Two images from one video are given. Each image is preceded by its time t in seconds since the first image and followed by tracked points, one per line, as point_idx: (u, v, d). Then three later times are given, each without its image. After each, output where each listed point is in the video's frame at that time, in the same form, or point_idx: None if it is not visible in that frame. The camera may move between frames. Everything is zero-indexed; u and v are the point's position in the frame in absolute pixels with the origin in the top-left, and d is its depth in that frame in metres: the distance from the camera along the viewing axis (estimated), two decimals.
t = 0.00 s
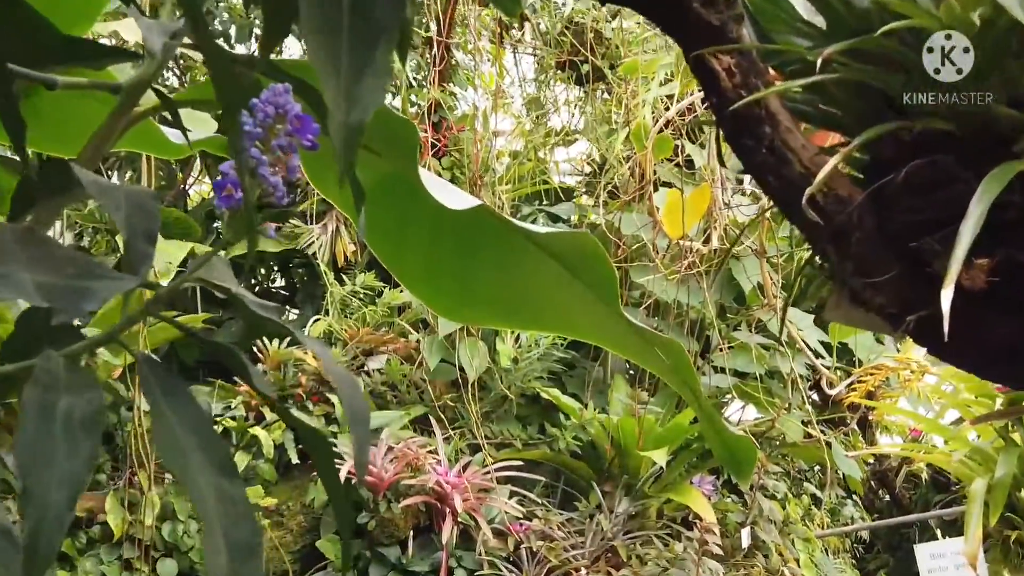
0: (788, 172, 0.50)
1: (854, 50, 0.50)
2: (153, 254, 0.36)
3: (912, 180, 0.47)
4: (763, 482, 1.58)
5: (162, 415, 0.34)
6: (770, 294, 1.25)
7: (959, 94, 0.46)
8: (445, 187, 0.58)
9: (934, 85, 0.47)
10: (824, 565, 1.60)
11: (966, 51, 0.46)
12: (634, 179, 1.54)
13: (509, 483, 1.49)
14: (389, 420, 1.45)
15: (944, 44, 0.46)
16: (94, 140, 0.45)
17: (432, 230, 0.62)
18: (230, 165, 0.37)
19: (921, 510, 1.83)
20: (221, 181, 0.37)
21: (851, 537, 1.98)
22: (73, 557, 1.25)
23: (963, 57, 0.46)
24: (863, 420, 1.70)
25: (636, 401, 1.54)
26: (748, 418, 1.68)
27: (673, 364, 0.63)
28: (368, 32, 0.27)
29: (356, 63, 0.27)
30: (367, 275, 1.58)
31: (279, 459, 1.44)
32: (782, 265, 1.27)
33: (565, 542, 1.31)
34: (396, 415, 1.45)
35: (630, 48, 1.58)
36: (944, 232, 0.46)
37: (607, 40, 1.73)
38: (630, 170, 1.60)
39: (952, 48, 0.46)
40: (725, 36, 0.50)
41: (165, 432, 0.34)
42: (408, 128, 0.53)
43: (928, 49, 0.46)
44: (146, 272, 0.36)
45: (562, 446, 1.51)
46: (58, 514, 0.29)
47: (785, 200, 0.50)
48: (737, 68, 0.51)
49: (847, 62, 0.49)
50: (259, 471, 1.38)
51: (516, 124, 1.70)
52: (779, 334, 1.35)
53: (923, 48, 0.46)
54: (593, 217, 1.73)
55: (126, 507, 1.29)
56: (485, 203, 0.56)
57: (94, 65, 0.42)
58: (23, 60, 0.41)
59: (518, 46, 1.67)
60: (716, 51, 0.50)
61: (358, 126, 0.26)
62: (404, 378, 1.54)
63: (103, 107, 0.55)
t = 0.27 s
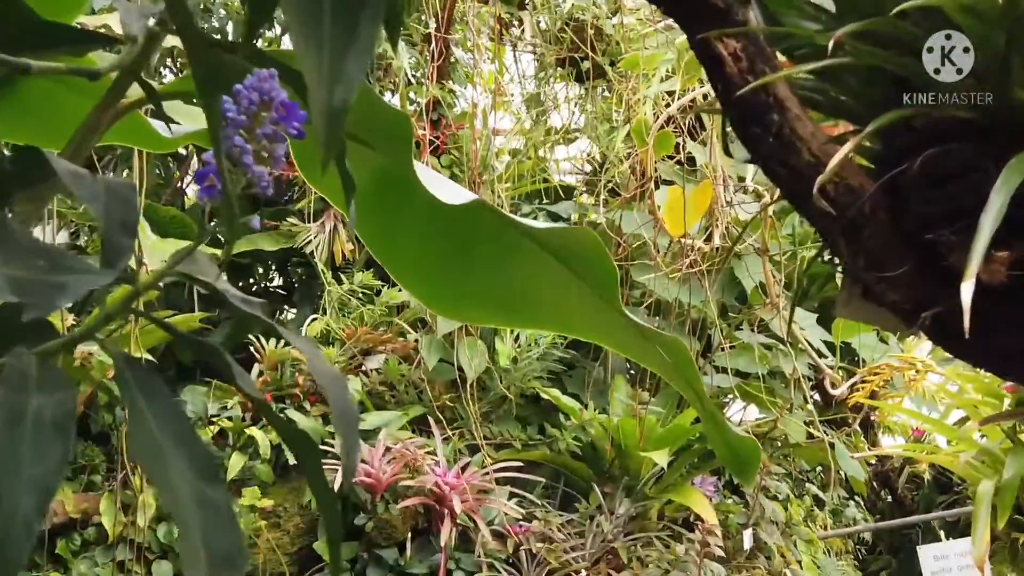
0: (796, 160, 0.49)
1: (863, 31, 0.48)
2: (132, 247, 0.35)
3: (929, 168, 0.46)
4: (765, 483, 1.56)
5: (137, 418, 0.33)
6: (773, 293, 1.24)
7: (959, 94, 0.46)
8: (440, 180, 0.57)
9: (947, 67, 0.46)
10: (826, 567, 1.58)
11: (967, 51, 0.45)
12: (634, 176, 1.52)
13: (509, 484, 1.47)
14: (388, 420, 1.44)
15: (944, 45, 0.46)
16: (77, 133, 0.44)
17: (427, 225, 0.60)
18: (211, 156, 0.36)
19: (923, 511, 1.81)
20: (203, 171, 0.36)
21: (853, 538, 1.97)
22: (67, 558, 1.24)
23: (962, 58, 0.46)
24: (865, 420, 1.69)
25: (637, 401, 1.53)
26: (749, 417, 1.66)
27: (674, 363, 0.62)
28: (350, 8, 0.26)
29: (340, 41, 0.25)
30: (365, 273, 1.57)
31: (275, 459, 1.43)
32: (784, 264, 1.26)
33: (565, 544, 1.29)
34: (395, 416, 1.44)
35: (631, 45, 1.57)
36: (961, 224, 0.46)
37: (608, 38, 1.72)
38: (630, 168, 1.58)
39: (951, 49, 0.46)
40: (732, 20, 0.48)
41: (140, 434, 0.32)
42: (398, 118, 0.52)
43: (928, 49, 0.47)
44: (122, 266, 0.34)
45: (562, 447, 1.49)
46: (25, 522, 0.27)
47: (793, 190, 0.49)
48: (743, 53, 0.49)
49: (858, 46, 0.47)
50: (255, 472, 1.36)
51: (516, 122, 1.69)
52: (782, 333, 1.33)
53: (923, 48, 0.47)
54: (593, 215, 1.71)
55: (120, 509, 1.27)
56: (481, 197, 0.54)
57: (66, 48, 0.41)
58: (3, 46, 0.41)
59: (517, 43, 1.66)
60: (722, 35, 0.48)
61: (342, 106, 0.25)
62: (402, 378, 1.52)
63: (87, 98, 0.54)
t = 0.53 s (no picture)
0: (808, 152, 0.47)
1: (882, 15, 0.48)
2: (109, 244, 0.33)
3: (947, 161, 0.46)
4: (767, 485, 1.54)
5: (116, 424, 0.32)
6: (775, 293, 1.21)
7: (959, 95, 0.46)
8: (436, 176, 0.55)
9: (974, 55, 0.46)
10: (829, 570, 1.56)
11: (966, 51, 0.46)
12: (635, 175, 1.50)
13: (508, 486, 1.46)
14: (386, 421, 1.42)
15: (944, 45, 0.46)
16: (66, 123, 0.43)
17: (423, 221, 0.59)
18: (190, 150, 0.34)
19: (926, 513, 1.79)
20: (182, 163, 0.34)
21: (855, 541, 1.94)
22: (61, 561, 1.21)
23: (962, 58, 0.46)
24: (868, 421, 1.67)
25: (638, 403, 1.51)
26: (751, 418, 1.65)
27: (676, 363, 0.60)
28: None
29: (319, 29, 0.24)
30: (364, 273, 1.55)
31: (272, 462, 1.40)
32: (787, 263, 1.24)
33: (565, 547, 1.28)
34: (393, 417, 1.42)
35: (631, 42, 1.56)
36: (980, 219, 0.45)
37: (607, 35, 1.70)
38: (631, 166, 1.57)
39: (952, 49, 0.46)
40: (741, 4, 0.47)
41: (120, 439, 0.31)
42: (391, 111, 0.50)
43: (928, 49, 0.47)
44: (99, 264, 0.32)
45: (562, 450, 1.46)
46: None
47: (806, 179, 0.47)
48: (752, 38, 0.48)
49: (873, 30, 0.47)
50: (252, 473, 1.34)
51: (515, 120, 1.67)
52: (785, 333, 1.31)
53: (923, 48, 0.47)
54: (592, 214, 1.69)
55: (115, 510, 1.24)
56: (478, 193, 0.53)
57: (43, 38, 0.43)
58: None
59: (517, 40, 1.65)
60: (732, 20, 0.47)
61: (324, 89, 0.23)
62: (400, 379, 1.50)
63: (74, 93, 0.54)
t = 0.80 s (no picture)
0: (821, 146, 0.46)
1: None
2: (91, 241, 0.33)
3: (968, 155, 0.45)
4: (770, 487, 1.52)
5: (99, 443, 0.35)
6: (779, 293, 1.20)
7: (960, 95, 0.46)
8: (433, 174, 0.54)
9: (994, 45, 0.45)
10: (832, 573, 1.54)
11: (966, 51, 0.45)
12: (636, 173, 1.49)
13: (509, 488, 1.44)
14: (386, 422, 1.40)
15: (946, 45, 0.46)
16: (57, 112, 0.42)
17: (422, 219, 0.57)
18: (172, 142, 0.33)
19: (929, 516, 1.78)
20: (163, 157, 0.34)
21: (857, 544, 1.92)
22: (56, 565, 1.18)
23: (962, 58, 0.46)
24: (871, 423, 1.65)
25: (640, 404, 1.49)
26: (753, 419, 1.63)
27: (679, 364, 0.59)
28: None
29: (299, 22, 0.24)
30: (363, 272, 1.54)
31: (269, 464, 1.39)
32: (791, 262, 1.22)
33: (565, 552, 1.26)
34: (391, 419, 1.40)
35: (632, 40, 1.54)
36: (1004, 216, 0.44)
37: (608, 34, 1.69)
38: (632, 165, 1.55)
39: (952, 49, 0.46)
40: None
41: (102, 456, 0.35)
42: (389, 107, 0.49)
43: (928, 49, 0.46)
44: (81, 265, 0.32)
45: (562, 451, 1.43)
46: None
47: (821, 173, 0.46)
48: (761, 27, 0.46)
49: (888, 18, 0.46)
50: (250, 475, 1.32)
51: (516, 118, 1.65)
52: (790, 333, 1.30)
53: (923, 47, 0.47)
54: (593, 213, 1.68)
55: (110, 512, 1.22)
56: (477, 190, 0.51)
57: (27, 29, 0.43)
58: None
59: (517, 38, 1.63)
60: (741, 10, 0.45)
61: (307, 78, 0.23)
62: (399, 380, 1.49)
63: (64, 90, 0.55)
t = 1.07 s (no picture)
0: (829, 140, 0.43)
1: None
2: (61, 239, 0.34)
3: (983, 150, 0.41)
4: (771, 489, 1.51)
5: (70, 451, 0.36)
6: (781, 294, 1.18)
7: (958, 95, 0.43)
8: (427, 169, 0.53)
9: (1014, 31, 0.40)
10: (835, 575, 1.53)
11: (967, 51, 0.42)
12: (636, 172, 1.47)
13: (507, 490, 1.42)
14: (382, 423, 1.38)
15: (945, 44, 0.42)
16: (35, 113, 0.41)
17: (416, 217, 0.56)
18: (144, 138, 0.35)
19: (931, 517, 1.76)
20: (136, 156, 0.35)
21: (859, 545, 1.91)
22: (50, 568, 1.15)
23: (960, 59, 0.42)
24: (873, 423, 1.64)
25: (640, 406, 1.48)
26: (754, 420, 1.62)
27: (680, 365, 0.57)
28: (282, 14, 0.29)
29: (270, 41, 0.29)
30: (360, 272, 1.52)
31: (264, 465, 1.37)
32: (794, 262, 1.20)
33: (565, 554, 1.24)
34: (388, 420, 1.38)
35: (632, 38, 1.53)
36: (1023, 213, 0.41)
37: (608, 31, 1.67)
38: (632, 164, 1.54)
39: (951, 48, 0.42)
40: None
41: (72, 464, 0.35)
42: (383, 105, 0.47)
43: (927, 48, 0.43)
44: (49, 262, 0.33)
45: (562, 453, 1.40)
46: None
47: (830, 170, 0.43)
48: (766, 14, 0.43)
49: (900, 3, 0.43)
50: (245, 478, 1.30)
51: (516, 117, 1.64)
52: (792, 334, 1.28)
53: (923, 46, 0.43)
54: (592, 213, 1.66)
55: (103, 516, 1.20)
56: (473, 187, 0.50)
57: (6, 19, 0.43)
58: None
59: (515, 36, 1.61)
60: None
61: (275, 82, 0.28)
62: (397, 381, 1.47)
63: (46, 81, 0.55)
